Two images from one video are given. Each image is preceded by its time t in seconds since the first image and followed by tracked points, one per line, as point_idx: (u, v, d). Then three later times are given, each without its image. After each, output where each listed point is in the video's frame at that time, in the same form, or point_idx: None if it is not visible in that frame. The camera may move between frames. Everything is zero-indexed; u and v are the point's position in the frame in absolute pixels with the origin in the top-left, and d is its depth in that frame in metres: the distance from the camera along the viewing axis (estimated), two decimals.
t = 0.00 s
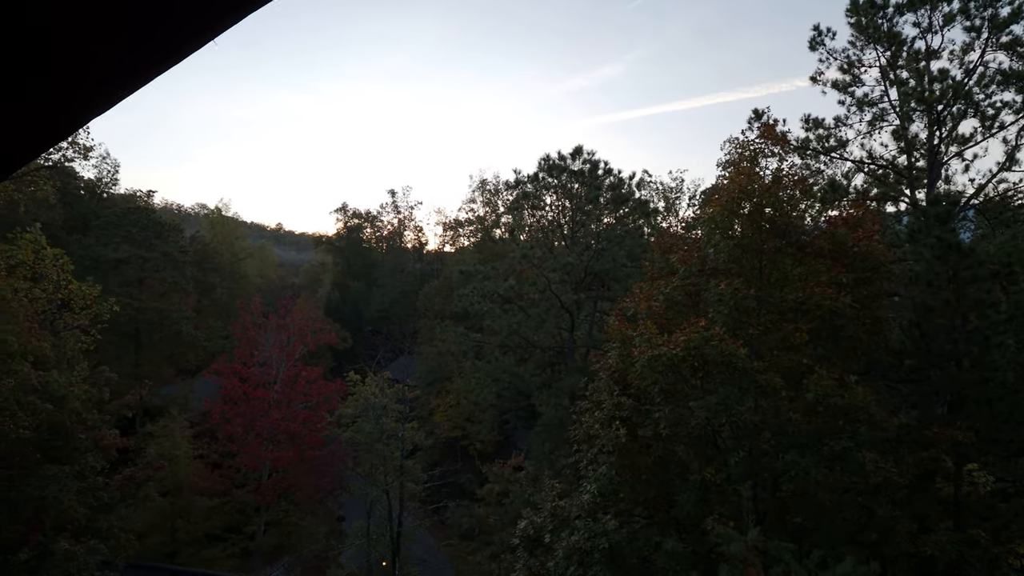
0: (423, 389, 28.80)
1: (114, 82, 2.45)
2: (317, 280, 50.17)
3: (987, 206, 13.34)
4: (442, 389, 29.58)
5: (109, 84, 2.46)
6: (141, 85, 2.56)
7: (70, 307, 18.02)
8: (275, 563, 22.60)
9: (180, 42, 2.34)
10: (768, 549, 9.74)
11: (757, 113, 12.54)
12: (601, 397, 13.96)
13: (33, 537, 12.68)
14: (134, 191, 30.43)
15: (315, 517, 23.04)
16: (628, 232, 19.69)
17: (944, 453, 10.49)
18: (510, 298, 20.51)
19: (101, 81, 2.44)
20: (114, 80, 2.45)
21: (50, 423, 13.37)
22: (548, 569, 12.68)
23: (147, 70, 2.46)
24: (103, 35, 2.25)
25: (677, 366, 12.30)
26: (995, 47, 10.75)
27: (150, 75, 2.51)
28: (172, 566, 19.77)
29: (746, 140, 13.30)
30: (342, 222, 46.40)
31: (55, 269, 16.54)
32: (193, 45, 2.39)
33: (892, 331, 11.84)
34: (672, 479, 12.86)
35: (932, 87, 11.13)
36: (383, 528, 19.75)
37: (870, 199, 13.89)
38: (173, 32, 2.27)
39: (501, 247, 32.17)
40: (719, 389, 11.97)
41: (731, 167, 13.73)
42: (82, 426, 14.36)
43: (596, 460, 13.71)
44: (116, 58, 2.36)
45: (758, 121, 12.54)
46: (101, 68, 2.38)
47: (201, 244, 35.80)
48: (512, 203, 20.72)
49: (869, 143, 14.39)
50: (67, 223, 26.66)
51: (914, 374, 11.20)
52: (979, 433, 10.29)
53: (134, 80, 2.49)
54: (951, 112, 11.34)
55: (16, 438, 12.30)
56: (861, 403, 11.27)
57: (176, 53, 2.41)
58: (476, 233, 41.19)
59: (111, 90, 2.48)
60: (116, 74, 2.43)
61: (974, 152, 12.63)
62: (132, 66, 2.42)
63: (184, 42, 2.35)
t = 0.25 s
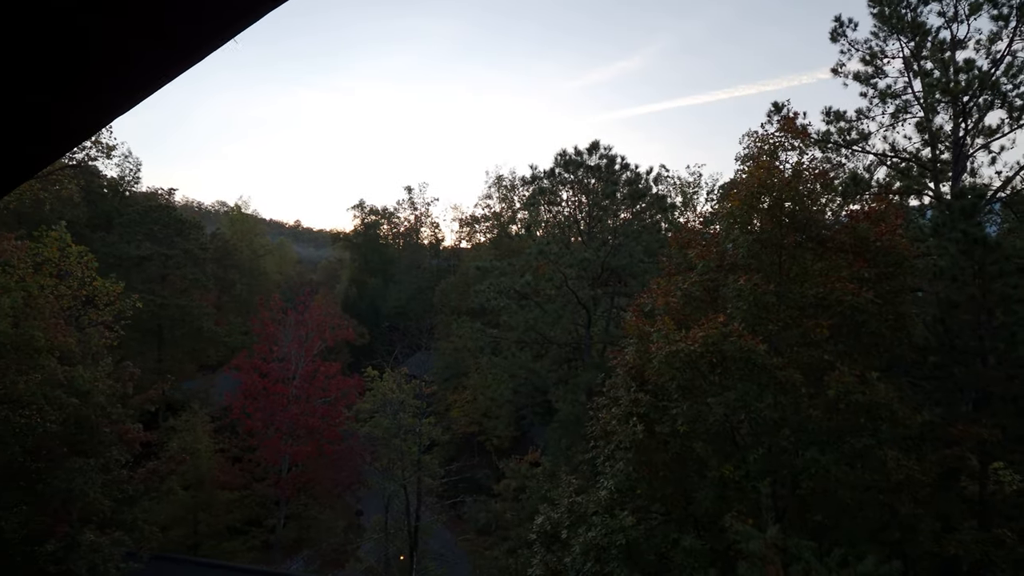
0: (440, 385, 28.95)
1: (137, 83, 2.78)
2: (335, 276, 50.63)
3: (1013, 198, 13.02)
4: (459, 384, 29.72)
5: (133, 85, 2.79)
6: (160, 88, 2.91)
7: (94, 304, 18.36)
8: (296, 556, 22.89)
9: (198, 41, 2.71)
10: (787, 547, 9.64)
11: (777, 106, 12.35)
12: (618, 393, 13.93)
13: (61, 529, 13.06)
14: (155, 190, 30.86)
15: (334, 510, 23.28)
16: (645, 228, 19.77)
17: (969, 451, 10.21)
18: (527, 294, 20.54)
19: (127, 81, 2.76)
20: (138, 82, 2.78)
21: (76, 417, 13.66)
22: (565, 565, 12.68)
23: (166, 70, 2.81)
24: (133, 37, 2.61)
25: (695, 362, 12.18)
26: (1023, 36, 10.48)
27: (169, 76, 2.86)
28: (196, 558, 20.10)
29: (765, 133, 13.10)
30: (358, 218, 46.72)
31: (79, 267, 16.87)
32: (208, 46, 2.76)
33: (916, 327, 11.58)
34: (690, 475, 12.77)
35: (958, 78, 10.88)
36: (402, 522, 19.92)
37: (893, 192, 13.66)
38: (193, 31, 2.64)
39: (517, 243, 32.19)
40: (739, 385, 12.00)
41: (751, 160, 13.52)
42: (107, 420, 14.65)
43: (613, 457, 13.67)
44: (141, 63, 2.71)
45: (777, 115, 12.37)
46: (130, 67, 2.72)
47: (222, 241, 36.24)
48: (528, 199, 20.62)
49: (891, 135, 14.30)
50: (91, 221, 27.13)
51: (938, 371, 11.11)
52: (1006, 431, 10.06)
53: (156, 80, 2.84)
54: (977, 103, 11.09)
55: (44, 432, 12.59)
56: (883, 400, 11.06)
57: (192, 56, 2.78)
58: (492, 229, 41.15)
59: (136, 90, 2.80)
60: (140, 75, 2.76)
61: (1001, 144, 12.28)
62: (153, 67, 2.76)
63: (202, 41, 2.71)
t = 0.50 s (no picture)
0: (448, 381, 29.00)
1: (138, 83, 2.49)
2: (342, 273, 50.77)
3: None
4: (466, 381, 29.77)
5: (132, 87, 2.50)
6: (163, 89, 2.62)
7: (104, 301, 18.54)
8: (304, 551, 23.02)
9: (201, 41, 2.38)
10: (796, 544, 9.58)
11: (785, 101, 12.27)
12: (626, 390, 13.89)
13: (73, 524, 13.03)
14: (164, 187, 31.03)
15: (343, 506, 23.41)
16: (652, 224, 19.63)
17: (980, 448, 10.11)
18: (534, 291, 20.51)
19: (126, 85, 2.47)
20: (131, 84, 2.47)
21: (87, 413, 13.81)
22: (573, 561, 12.69)
23: (167, 69, 2.48)
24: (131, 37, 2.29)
25: (703, 358, 12.12)
26: None
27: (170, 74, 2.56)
28: (206, 553, 20.27)
29: (774, 128, 13.01)
30: (365, 215, 46.82)
31: (89, 265, 17.05)
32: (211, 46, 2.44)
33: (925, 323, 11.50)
34: (698, 472, 12.73)
35: (969, 72, 10.76)
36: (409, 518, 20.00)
37: (903, 187, 13.50)
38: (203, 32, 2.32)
39: (524, 240, 32.18)
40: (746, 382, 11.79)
41: (759, 156, 13.45)
42: (118, 417, 14.80)
43: (621, 453, 13.66)
44: (140, 66, 2.42)
45: (786, 110, 12.30)
46: (125, 67, 2.40)
47: (230, 239, 36.43)
48: (535, 195, 20.62)
49: (901, 129, 13.48)
50: (101, 219, 27.34)
51: (949, 367, 11.03)
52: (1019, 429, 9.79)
53: (154, 80, 2.53)
54: (989, 97, 10.96)
55: (56, 429, 12.76)
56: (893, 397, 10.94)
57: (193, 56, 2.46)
58: (499, 226, 41.12)
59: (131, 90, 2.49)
60: (141, 77, 2.47)
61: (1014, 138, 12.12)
62: (150, 69, 2.45)
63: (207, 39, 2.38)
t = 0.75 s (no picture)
0: (452, 378, 29.05)
1: (142, 86, 2.39)
2: (347, 270, 50.88)
3: None
4: (471, 378, 29.82)
5: (136, 90, 2.40)
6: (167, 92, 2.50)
7: (111, 298, 18.65)
8: (310, 547, 23.13)
9: (207, 37, 2.28)
10: (801, 541, 9.57)
11: (791, 97, 12.20)
12: (631, 387, 13.89)
13: (80, 520, 13.11)
14: (169, 185, 31.14)
15: (348, 503, 23.49)
16: (657, 221, 19.61)
17: (986, 445, 10.05)
18: (538, 288, 20.51)
19: (130, 88, 2.37)
20: (135, 87, 2.37)
21: (94, 410, 13.92)
22: (577, 558, 12.70)
23: (173, 70, 2.39)
24: (134, 36, 2.20)
25: (708, 356, 12.07)
26: None
27: (179, 77, 2.46)
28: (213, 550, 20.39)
29: (779, 124, 12.97)
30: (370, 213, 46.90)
31: (95, 262, 17.15)
32: (218, 42, 2.34)
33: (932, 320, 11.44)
34: (703, 469, 12.71)
35: (976, 66, 10.67)
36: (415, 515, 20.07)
37: (910, 183, 13.42)
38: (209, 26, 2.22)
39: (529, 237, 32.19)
40: (751, 379, 11.76)
41: (764, 152, 13.40)
42: (125, 413, 14.90)
43: (626, 450, 13.64)
44: (145, 68, 2.32)
45: (791, 105, 12.24)
46: (129, 69, 2.30)
47: (235, 237, 36.56)
48: (539, 192, 20.62)
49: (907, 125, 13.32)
50: (107, 217, 27.48)
51: (956, 364, 10.80)
52: None
53: (163, 82, 2.43)
54: (997, 92, 10.88)
55: (63, 425, 12.86)
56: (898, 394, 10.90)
57: (200, 55, 2.36)
58: (503, 223, 41.13)
59: (138, 93, 2.40)
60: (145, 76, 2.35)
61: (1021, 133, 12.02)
62: (155, 71, 2.36)
63: (214, 35, 2.28)
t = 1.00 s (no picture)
0: (459, 376, 29.13)
1: (144, 89, 2.41)
2: (354, 268, 51.01)
3: None
4: (477, 375, 29.88)
5: (137, 93, 2.42)
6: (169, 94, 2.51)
7: (120, 296, 18.77)
8: (318, 544, 23.23)
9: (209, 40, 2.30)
10: (809, 540, 9.51)
11: (799, 93, 12.13)
12: (638, 384, 13.85)
13: (91, 516, 13.25)
14: (177, 184, 31.29)
15: (355, 500, 23.57)
16: (664, 218, 19.57)
17: (997, 443, 9.99)
18: (544, 285, 20.49)
19: (133, 90, 2.40)
20: (137, 89, 2.40)
21: (103, 407, 14.02)
22: (584, 555, 12.70)
23: (175, 73, 2.41)
24: (135, 38, 2.22)
25: (715, 353, 12.04)
26: None
27: (181, 80, 2.48)
28: (222, 546, 20.52)
29: (787, 120, 12.89)
30: (376, 210, 46.99)
31: (104, 260, 17.28)
32: (221, 45, 2.36)
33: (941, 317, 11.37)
34: (710, 467, 12.66)
35: (987, 62, 10.57)
36: (422, 511, 20.12)
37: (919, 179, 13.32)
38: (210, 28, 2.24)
39: (535, 234, 32.20)
40: (759, 376, 11.74)
41: (772, 148, 13.32)
42: (134, 411, 15.00)
43: (632, 448, 13.62)
44: (148, 70, 2.34)
45: (799, 101, 12.16)
46: (131, 71, 2.32)
47: (243, 235, 36.72)
48: (546, 189, 20.60)
49: (917, 121, 12.72)
50: (115, 216, 27.65)
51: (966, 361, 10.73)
52: None
53: (166, 86, 2.45)
54: (1008, 87, 10.79)
55: (73, 422, 12.96)
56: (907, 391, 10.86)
57: (204, 59, 2.39)
58: (509, 220, 41.13)
59: (140, 97, 2.42)
60: (149, 77, 2.36)
61: None
62: (157, 73, 2.37)
63: (216, 37, 2.30)
